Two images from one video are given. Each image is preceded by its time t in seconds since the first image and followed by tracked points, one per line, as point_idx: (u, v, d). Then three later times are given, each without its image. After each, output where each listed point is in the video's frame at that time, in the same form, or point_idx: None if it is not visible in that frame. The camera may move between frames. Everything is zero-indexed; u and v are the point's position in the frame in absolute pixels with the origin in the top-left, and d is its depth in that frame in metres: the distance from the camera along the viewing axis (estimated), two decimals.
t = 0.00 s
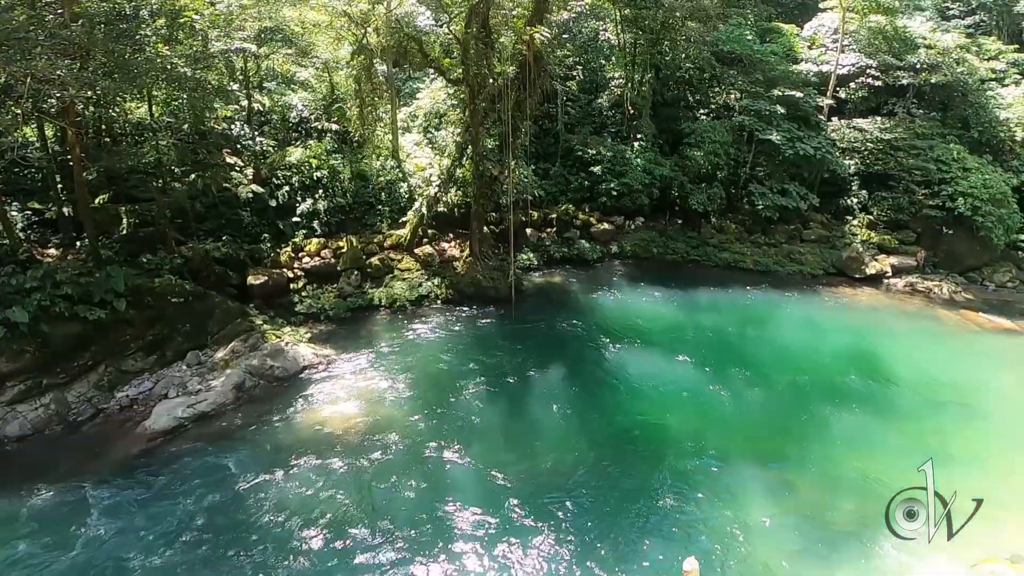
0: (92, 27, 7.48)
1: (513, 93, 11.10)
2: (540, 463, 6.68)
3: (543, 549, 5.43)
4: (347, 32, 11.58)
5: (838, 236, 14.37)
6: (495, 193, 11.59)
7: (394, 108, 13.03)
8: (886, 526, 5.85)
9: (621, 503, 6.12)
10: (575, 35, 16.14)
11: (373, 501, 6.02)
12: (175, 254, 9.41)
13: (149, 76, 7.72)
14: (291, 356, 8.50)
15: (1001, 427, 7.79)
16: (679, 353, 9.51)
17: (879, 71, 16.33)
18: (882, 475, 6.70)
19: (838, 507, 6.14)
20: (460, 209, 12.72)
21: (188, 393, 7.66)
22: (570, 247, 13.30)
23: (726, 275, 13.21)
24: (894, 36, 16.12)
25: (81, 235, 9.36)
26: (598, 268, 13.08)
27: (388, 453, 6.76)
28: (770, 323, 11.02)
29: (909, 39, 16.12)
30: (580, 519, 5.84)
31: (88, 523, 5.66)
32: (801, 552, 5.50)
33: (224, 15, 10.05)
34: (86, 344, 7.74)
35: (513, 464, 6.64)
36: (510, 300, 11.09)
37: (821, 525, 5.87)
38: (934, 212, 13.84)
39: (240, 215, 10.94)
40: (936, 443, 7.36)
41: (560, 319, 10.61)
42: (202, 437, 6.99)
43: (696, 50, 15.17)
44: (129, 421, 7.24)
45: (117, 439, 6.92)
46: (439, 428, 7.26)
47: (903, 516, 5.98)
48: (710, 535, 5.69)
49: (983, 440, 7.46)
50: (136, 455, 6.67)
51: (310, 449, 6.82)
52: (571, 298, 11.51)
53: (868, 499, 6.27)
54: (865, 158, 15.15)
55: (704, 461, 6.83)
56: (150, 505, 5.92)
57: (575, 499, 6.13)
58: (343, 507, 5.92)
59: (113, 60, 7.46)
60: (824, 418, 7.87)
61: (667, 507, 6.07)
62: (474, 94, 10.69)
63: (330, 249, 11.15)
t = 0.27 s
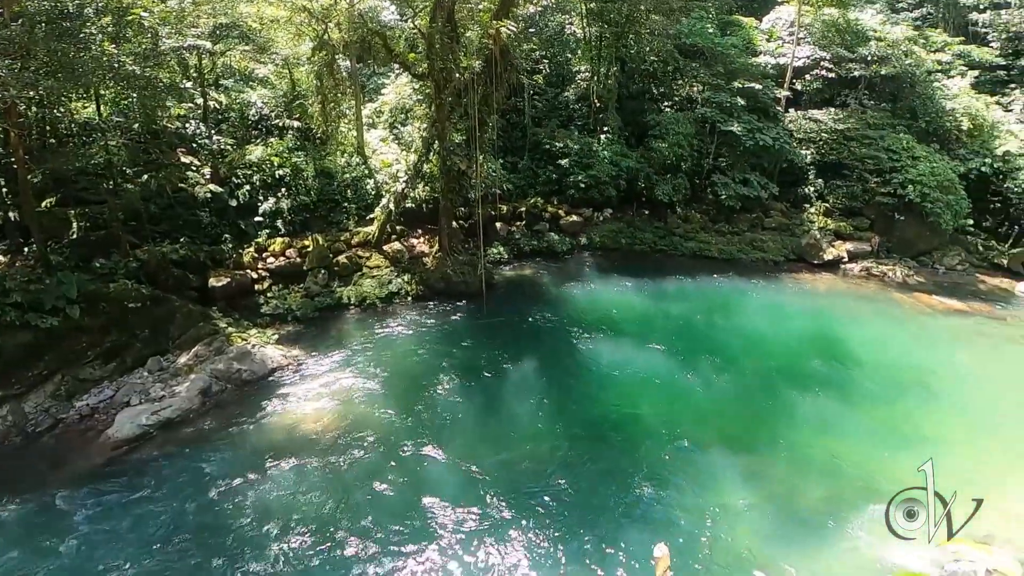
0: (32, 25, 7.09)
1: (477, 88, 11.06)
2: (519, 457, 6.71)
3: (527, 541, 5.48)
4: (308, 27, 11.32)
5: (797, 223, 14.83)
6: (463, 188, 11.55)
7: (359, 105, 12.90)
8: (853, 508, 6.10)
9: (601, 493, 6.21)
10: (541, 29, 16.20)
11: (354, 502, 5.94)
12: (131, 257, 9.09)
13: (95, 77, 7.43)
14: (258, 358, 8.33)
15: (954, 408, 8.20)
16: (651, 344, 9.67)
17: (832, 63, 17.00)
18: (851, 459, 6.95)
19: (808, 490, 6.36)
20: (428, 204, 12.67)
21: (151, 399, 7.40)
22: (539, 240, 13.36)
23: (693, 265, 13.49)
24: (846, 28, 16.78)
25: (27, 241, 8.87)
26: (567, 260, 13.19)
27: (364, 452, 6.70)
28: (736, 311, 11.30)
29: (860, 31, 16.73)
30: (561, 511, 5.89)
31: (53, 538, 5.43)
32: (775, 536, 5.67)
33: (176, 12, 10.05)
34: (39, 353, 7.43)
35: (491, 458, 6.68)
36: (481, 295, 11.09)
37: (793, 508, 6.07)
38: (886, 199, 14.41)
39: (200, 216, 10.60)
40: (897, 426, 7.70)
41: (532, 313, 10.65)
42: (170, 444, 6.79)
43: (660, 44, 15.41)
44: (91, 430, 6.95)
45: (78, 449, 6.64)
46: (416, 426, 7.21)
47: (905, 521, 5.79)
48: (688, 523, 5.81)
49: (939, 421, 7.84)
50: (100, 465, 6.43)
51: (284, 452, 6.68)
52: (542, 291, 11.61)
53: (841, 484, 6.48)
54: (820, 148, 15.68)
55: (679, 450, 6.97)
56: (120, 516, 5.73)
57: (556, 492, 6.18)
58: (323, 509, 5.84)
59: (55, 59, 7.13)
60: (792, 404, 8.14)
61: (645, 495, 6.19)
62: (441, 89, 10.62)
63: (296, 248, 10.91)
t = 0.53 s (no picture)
0: None
1: (449, 82, 10.98)
2: (501, 451, 6.74)
3: (512, 532, 5.54)
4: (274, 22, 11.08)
5: (766, 211, 15.14)
6: (437, 182, 11.48)
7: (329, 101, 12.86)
8: (827, 490, 6.29)
9: (585, 484, 6.27)
10: (514, 20, 16.38)
11: (337, 501, 5.89)
12: (92, 260, 8.82)
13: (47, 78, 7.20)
14: (231, 359, 8.17)
15: (918, 389, 8.53)
16: (628, 334, 9.79)
17: (797, 55, 17.33)
18: (826, 443, 7.14)
19: (784, 475, 6.54)
20: (401, 199, 12.60)
21: (120, 405, 7.20)
22: (514, 232, 13.37)
23: (666, 255, 13.68)
24: (810, 20, 17.20)
25: None
26: (543, 252, 13.24)
27: (344, 450, 6.65)
28: (710, 300, 11.51)
29: (823, 24, 17.16)
30: (545, 504, 5.94)
31: (25, 549, 5.27)
32: (755, 522, 5.81)
33: (132, 7, 9.81)
34: None
35: (473, 452, 6.69)
36: (457, 289, 11.07)
37: (770, 493, 6.22)
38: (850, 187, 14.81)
39: (164, 216, 10.29)
40: (867, 409, 7.96)
41: (509, 306, 10.66)
42: (144, 449, 6.63)
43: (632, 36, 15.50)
44: (59, 438, 6.74)
45: (47, 458, 6.44)
46: (396, 423, 7.17)
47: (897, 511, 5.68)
48: (670, 511, 5.90)
49: (904, 403, 8.14)
50: (71, 472, 6.26)
51: (263, 454, 6.58)
52: (518, 283, 11.65)
53: (817, 468, 6.66)
54: (786, 138, 16.01)
55: (659, 438, 7.07)
56: (95, 524, 5.59)
57: (539, 484, 6.23)
58: (305, 509, 5.78)
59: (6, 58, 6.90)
60: (765, 389, 8.34)
61: (625, 484, 6.29)
62: (412, 83, 10.50)
63: (266, 246, 10.68)
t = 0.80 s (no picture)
0: None
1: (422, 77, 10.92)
2: (486, 444, 6.76)
3: (501, 524, 5.58)
4: (242, 18, 10.89)
5: (739, 201, 15.40)
6: (413, 176, 11.41)
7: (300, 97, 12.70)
8: (806, 474, 6.46)
9: (571, 476, 6.33)
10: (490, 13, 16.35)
11: (322, 500, 5.85)
12: (56, 263, 8.56)
13: None
14: (206, 361, 8.02)
15: (887, 372, 8.82)
16: (608, 324, 9.88)
17: (766, 47, 17.54)
18: (804, 428, 7.33)
19: (764, 460, 6.69)
20: (377, 194, 12.50)
21: (93, 410, 7.00)
22: (493, 225, 13.35)
23: (643, 245, 13.84)
24: (779, 12, 17.47)
25: None
26: (521, 244, 13.26)
27: (327, 448, 6.60)
28: (687, 288, 11.69)
29: (792, 15, 17.55)
30: (533, 496, 5.98)
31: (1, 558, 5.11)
32: (739, 508, 5.93)
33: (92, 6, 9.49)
34: None
35: (458, 447, 6.70)
36: (437, 284, 11.04)
37: (752, 479, 6.37)
38: (819, 176, 15.14)
39: (130, 216, 10.02)
40: (840, 393, 8.20)
41: (489, 299, 10.66)
42: (121, 454, 6.48)
43: (606, 28, 15.53)
44: (31, 446, 6.54)
45: (19, 467, 6.24)
46: (379, 420, 7.14)
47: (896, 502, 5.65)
48: (657, 500, 5.99)
49: (875, 386, 8.41)
50: (45, 480, 6.08)
51: (244, 455, 6.49)
52: (498, 276, 11.67)
53: (795, 453, 6.84)
54: (757, 129, 16.27)
55: (641, 428, 7.17)
56: (73, 530, 5.44)
57: (525, 476, 6.27)
58: (291, 509, 5.72)
59: None
60: (743, 376, 8.52)
61: (611, 474, 6.36)
62: (386, 77, 10.39)
63: (239, 245, 10.45)
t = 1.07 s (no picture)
0: None
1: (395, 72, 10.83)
2: (471, 437, 6.79)
3: (487, 516, 5.62)
4: (200, 15, 10.43)
5: (713, 190, 15.62)
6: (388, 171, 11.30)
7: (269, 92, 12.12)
8: (784, 457, 6.65)
9: (556, 466, 6.39)
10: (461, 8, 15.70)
11: (307, 498, 5.82)
12: (19, 268, 8.32)
13: None
14: (181, 363, 7.88)
15: (858, 355, 9.11)
16: (587, 314, 9.97)
17: (738, 38, 17.99)
18: (780, 413, 7.51)
19: (743, 445, 6.86)
20: (351, 189, 12.39)
21: (66, 417, 6.83)
22: (470, 219, 13.32)
23: (619, 235, 13.97)
24: (750, 3, 17.64)
25: None
26: (499, 237, 13.25)
27: (310, 446, 6.56)
28: (664, 277, 11.85)
29: (762, 6, 17.62)
30: (518, 487, 6.03)
31: None
32: (720, 493, 6.06)
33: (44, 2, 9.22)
34: None
35: (442, 441, 6.71)
36: (415, 279, 11.00)
37: (732, 464, 6.52)
38: (790, 164, 15.43)
39: (95, 218, 9.76)
40: (814, 377, 8.42)
41: (469, 293, 10.66)
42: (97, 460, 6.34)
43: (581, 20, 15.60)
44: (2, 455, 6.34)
45: None
46: (362, 416, 7.12)
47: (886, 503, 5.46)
48: (641, 487, 6.10)
49: (847, 369, 8.68)
50: (21, 488, 5.92)
51: (225, 455, 6.42)
52: (476, 269, 11.66)
53: (773, 437, 7.01)
54: (729, 119, 16.50)
55: (623, 416, 7.28)
56: (52, 539, 5.33)
57: (510, 468, 6.32)
58: (276, 508, 5.68)
59: None
60: (721, 362, 8.70)
61: (595, 463, 6.44)
62: (358, 71, 10.18)
63: (210, 245, 10.28)
